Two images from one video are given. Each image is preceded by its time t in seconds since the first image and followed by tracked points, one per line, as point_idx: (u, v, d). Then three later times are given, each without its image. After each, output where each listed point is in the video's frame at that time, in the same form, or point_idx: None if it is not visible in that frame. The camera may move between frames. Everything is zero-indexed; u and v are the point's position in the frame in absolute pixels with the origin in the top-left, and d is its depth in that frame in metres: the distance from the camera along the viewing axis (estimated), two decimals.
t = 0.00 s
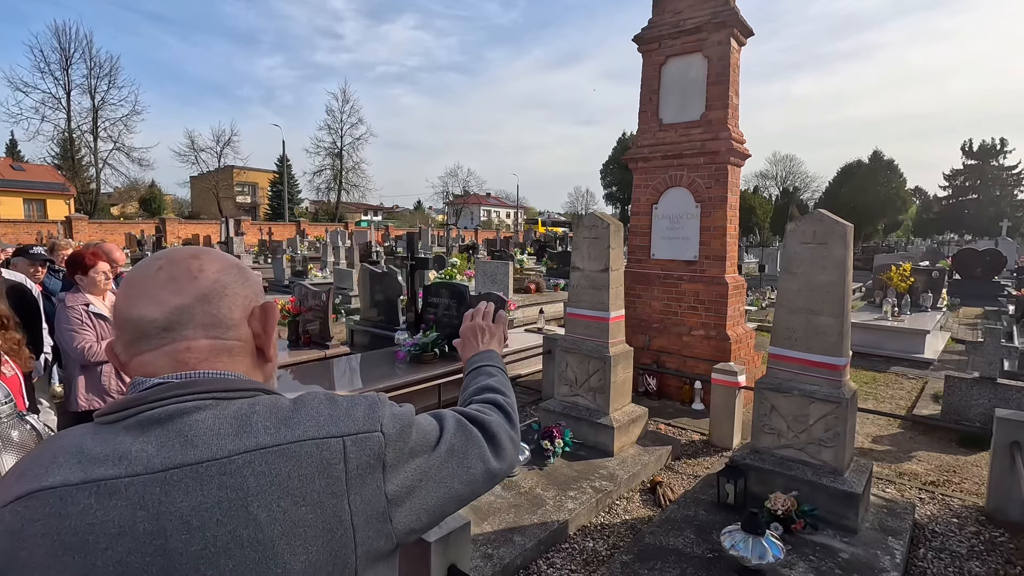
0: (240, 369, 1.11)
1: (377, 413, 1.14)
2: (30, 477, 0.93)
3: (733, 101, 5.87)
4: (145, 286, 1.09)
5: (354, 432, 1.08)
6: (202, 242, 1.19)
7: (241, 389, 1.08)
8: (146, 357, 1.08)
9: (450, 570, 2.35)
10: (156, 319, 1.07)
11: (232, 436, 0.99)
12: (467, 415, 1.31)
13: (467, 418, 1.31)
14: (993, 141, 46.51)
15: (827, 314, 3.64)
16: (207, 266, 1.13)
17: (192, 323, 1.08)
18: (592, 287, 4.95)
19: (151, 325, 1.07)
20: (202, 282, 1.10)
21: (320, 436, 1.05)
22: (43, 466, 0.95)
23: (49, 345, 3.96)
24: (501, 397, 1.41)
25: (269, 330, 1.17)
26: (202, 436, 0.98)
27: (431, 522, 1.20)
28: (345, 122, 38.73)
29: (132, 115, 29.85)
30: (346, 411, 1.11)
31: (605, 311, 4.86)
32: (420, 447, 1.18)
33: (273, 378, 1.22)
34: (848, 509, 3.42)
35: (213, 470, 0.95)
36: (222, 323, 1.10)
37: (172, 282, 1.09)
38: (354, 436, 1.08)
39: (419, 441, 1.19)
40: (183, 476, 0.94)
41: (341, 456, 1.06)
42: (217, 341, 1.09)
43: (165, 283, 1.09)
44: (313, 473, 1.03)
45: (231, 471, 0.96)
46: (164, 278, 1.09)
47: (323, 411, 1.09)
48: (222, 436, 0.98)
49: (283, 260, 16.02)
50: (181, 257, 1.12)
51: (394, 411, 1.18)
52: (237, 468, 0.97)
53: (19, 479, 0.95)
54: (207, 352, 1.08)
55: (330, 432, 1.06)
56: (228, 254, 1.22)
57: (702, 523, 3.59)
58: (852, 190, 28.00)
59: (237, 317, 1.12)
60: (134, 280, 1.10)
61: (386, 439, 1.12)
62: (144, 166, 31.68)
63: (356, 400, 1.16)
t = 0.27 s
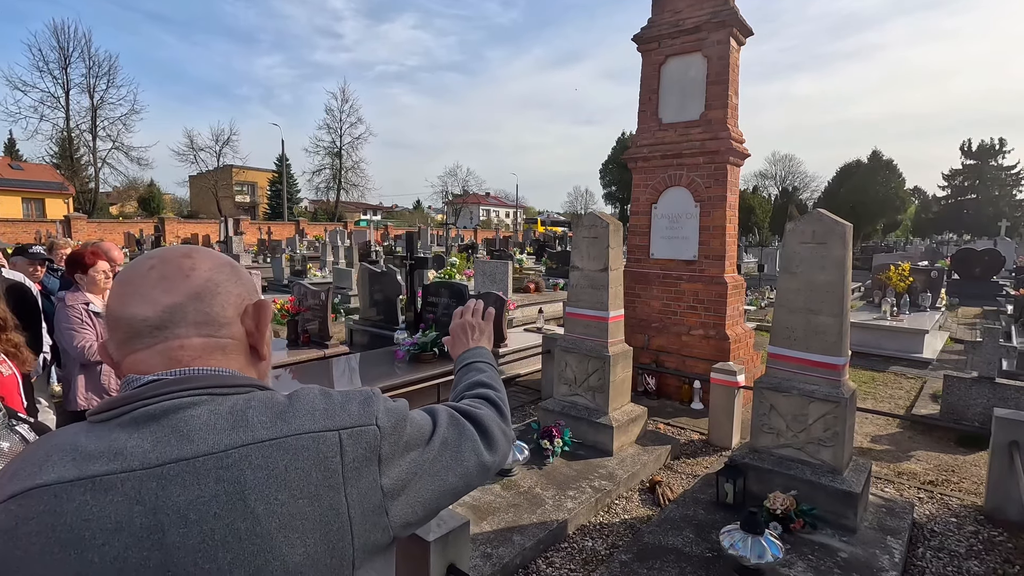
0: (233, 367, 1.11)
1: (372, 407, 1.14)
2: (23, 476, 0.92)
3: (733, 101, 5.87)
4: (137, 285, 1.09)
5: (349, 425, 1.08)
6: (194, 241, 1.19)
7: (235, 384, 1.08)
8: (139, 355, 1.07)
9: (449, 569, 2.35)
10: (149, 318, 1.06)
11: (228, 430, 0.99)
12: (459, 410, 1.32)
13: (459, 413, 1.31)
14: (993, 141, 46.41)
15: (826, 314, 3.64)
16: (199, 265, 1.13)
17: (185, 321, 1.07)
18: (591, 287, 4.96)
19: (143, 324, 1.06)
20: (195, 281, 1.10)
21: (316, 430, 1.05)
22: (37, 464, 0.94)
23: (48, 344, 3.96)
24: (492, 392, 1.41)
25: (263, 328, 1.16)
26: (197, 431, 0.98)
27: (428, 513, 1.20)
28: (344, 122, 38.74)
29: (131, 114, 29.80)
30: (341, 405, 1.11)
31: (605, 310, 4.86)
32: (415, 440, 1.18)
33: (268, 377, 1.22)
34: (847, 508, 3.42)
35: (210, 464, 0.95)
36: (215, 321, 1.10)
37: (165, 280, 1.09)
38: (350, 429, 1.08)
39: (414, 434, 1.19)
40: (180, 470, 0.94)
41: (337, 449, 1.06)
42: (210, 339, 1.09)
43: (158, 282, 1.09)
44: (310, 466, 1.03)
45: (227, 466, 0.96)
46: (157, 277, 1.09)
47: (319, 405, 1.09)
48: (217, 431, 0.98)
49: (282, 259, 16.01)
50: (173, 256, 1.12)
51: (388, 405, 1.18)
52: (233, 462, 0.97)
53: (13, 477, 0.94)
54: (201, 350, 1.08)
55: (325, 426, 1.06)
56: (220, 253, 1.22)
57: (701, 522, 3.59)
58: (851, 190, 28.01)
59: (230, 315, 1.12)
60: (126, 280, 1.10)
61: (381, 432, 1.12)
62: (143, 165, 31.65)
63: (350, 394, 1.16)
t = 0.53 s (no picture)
0: (224, 365, 1.11)
1: (361, 405, 1.14)
2: (10, 473, 0.93)
3: (731, 100, 5.88)
4: (128, 284, 1.09)
5: (337, 423, 1.08)
6: (186, 240, 1.19)
7: (224, 383, 1.07)
8: (130, 353, 1.07)
9: (447, 569, 2.35)
10: (139, 315, 1.06)
11: (214, 428, 0.98)
12: (453, 410, 1.31)
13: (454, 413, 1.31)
14: (991, 141, 46.47)
15: (824, 313, 3.65)
16: (191, 263, 1.12)
17: (176, 318, 1.07)
18: (590, 286, 4.96)
19: (134, 322, 1.06)
20: (186, 279, 1.10)
21: (303, 428, 1.04)
22: (24, 461, 0.94)
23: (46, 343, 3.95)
24: (488, 392, 1.41)
25: (254, 326, 1.16)
26: (183, 428, 0.97)
27: (419, 514, 1.19)
28: (343, 121, 38.71)
29: (129, 113, 29.79)
30: (330, 404, 1.10)
31: (603, 310, 4.86)
32: (405, 439, 1.18)
33: (261, 375, 1.21)
34: (845, 507, 3.43)
35: (194, 461, 0.95)
36: (206, 319, 1.10)
37: (156, 278, 1.09)
38: (338, 428, 1.07)
39: (404, 433, 1.18)
40: (163, 468, 0.93)
41: (325, 447, 1.05)
42: (201, 337, 1.09)
43: (148, 280, 1.09)
44: (296, 465, 1.02)
45: (212, 463, 0.96)
46: (148, 275, 1.09)
47: (307, 404, 1.09)
48: (203, 429, 0.98)
49: (281, 259, 15.99)
50: (165, 254, 1.12)
51: (379, 404, 1.18)
52: (218, 460, 0.96)
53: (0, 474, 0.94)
54: (192, 348, 1.08)
55: (312, 424, 1.05)
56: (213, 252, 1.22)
57: (699, 522, 3.60)
58: (850, 190, 28.03)
59: (221, 313, 1.12)
60: (118, 278, 1.10)
61: (371, 431, 1.11)
62: (141, 165, 31.63)
63: (340, 393, 1.15)
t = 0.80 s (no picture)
0: (215, 369, 1.11)
1: (350, 417, 1.13)
2: None
3: (729, 101, 5.89)
4: (119, 285, 1.09)
5: (323, 435, 1.06)
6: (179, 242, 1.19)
7: (210, 390, 1.07)
8: (119, 356, 1.07)
9: (444, 569, 2.35)
10: (130, 318, 1.06)
11: (195, 438, 0.98)
12: (450, 422, 1.31)
13: (450, 425, 1.31)
14: (988, 142, 46.62)
15: (821, 313, 3.66)
16: (184, 265, 1.12)
17: (167, 321, 1.07)
18: (588, 286, 4.96)
19: (124, 324, 1.06)
20: (178, 281, 1.09)
21: (286, 440, 1.03)
22: (10, 466, 0.96)
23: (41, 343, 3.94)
24: (486, 404, 1.40)
25: (246, 330, 1.16)
26: (164, 437, 0.97)
27: (408, 529, 1.17)
28: (341, 121, 38.68)
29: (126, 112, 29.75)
30: (316, 415, 1.09)
31: (601, 310, 4.86)
32: (395, 452, 1.16)
33: (253, 379, 1.21)
34: (842, 507, 3.43)
35: (172, 472, 0.94)
36: (198, 322, 1.09)
37: (147, 280, 1.08)
38: (323, 440, 1.06)
39: (394, 446, 1.17)
40: (140, 478, 0.92)
41: (308, 459, 1.03)
42: (192, 340, 1.08)
43: (139, 282, 1.08)
44: (278, 477, 1.01)
45: (190, 474, 0.95)
46: (139, 277, 1.09)
47: (293, 415, 1.07)
48: (184, 438, 0.97)
49: (278, 259, 15.97)
50: (157, 256, 1.12)
51: (368, 415, 1.16)
52: (196, 471, 0.95)
53: None
54: (182, 351, 1.07)
55: (296, 436, 1.04)
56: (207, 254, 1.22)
57: (697, 521, 3.60)
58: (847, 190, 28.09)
59: (213, 317, 1.12)
60: (109, 280, 1.10)
61: (358, 443, 1.10)
62: (139, 164, 31.58)
63: (330, 405, 1.14)
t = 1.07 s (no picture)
0: (208, 373, 1.11)
1: (344, 427, 1.11)
2: None
3: (727, 101, 5.89)
4: (115, 284, 1.08)
5: (316, 447, 1.05)
6: (178, 241, 1.18)
7: (202, 397, 1.06)
8: (112, 356, 1.07)
9: (442, 570, 2.34)
10: (124, 318, 1.06)
11: (184, 448, 0.96)
12: (447, 426, 1.31)
13: (447, 429, 1.30)
14: (985, 142, 46.73)
15: (819, 313, 3.66)
16: (181, 265, 1.12)
17: (161, 323, 1.07)
18: (586, 286, 4.96)
19: (118, 325, 1.06)
20: (174, 281, 1.09)
21: (278, 451, 1.02)
22: None
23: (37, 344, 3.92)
24: (486, 408, 1.40)
25: (243, 333, 1.16)
26: (151, 447, 0.96)
27: (401, 540, 1.16)
28: (338, 121, 38.67)
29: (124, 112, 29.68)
30: (309, 426, 1.08)
31: (599, 310, 4.86)
32: (390, 462, 1.15)
33: (248, 382, 1.21)
34: (839, 507, 3.44)
35: (158, 484, 0.93)
36: (193, 325, 1.09)
37: (143, 281, 1.08)
38: (315, 452, 1.04)
39: (389, 457, 1.15)
40: (127, 490, 0.92)
41: (299, 472, 1.02)
42: (186, 342, 1.08)
43: (135, 282, 1.08)
44: (267, 490, 1.00)
45: (177, 487, 0.94)
46: (135, 276, 1.08)
47: (285, 425, 1.06)
48: (172, 449, 0.96)
49: (276, 259, 15.96)
50: (155, 256, 1.11)
51: (363, 425, 1.15)
52: (183, 484, 0.94)
53: None
54: (175, 354, 1.07)
55: (288, 447, 1.03)
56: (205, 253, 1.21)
57: (694, 521, 3.60)
58: (844, 190, 28.14)
59: (209, 319, 1.11)
60: (105, 278, 1.09)
61: (352, 455, 1.08)
62: (136, 163, 31.52)
63: (324, 413, 1.13)
